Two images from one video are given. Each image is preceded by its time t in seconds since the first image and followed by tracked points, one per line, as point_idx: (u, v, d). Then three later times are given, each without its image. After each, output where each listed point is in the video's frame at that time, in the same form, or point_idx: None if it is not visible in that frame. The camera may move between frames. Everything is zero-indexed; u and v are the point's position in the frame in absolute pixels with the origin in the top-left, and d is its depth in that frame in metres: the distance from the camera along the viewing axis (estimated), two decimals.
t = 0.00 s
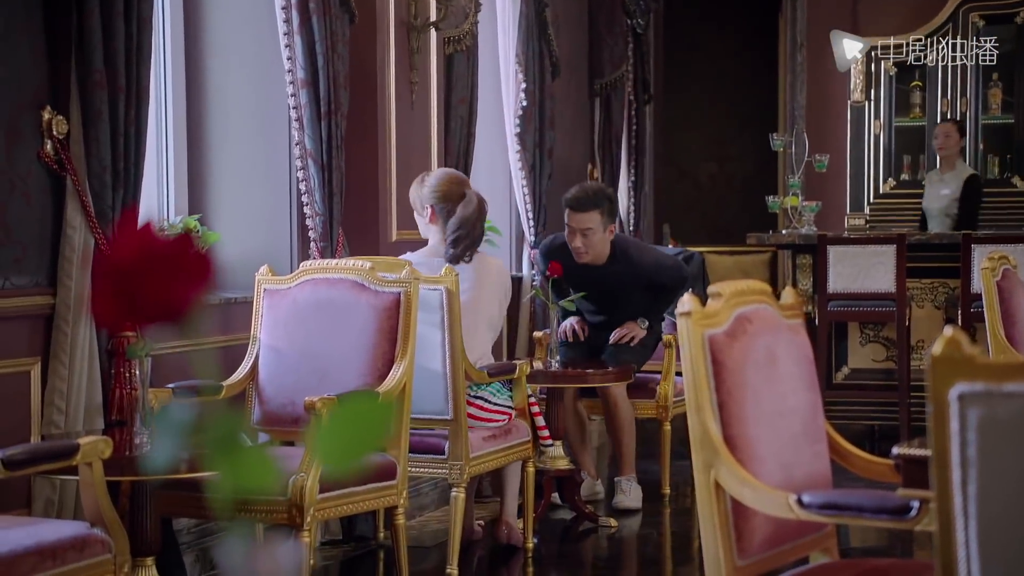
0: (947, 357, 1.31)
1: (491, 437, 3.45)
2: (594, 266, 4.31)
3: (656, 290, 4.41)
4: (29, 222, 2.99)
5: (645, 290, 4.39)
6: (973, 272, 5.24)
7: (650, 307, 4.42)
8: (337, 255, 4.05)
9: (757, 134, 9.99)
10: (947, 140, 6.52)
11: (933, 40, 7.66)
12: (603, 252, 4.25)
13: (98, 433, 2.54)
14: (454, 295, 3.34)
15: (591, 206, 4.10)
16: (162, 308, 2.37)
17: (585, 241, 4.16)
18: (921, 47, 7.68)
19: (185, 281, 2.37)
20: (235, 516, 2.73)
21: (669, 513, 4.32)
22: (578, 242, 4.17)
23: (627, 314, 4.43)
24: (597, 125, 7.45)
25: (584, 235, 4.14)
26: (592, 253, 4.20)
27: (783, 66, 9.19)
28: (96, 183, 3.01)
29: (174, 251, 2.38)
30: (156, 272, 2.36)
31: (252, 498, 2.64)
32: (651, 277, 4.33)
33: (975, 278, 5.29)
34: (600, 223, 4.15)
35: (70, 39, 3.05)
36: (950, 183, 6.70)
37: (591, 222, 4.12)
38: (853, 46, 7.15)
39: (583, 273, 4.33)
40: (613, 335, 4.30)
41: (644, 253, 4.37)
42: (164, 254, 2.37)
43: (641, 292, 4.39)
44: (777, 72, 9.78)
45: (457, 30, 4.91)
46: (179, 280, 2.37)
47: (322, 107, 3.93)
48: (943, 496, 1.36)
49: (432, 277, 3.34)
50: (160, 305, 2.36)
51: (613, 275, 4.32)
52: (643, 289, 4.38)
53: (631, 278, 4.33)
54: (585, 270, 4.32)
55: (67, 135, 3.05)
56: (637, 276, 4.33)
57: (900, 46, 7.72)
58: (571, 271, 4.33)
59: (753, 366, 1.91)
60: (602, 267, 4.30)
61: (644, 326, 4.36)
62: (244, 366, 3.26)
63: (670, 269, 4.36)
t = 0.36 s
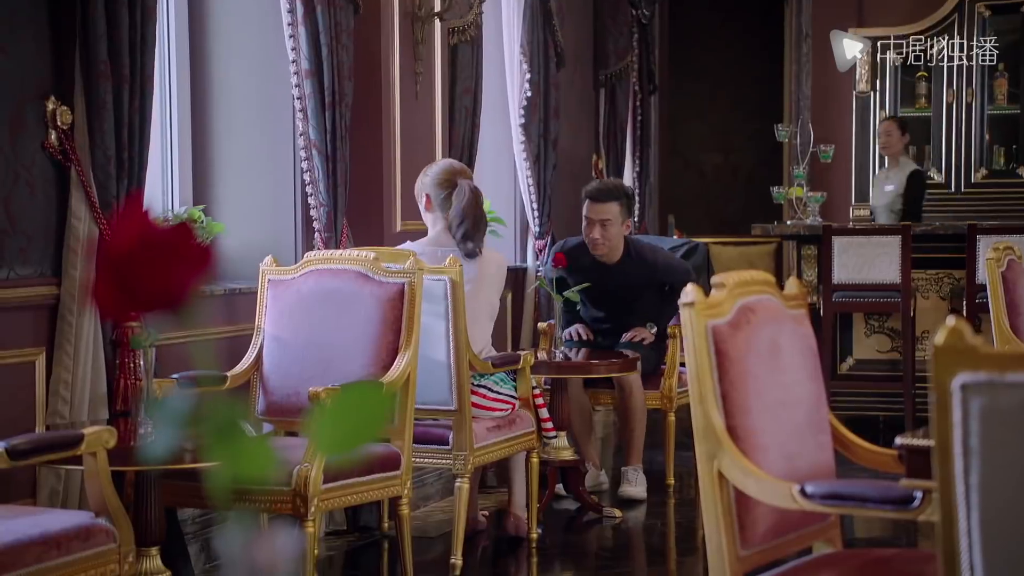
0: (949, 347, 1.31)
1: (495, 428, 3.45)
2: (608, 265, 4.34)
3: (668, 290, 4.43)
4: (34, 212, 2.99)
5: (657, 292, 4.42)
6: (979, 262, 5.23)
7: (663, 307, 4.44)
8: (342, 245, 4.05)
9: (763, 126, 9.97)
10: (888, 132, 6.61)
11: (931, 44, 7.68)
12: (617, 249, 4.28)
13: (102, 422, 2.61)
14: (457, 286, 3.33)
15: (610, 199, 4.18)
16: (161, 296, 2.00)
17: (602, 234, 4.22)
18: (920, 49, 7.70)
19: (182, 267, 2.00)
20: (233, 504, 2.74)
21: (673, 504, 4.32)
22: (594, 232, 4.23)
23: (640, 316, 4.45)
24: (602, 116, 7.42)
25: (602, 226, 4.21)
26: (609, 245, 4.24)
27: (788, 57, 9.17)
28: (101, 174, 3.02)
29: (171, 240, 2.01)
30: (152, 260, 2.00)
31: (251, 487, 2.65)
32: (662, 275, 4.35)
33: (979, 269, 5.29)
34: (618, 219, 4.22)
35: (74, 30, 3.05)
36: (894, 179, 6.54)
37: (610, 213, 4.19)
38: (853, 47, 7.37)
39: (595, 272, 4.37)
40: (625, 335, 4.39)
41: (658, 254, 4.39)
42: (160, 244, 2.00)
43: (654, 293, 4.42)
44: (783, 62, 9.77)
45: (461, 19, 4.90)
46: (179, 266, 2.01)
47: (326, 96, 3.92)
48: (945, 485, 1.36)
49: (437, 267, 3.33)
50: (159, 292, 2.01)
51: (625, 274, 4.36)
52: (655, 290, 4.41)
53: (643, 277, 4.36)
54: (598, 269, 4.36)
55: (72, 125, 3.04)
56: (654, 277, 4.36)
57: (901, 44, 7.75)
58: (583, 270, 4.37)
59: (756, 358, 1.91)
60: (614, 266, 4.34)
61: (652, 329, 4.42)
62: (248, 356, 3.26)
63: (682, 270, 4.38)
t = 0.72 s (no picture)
0: (950, 340, 1.31)
1: (497, 421, 3.45)
2: (622, 234, 4.42)
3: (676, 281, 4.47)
4: (37, 204, 3.00)
5: (665, 279, 4.46)
6: (982, 255, 5.23)
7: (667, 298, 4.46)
8: (344, 238, 4.05)
9: (765, 119, 9.97)
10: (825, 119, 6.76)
11: (931, 41, 7.73)
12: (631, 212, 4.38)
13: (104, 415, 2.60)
14: (459, 279, 3.33)
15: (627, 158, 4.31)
16: (155, 286, 1.89)
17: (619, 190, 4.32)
18: (920, 47, 7.74)
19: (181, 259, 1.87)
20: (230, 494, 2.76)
21: (675, 497, 4.32)
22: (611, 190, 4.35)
23: (652, 300, 4.46)
24: (605, 110, 7.41)
25: (619, 180, 4.31)
26: (623, 203, 4.35)
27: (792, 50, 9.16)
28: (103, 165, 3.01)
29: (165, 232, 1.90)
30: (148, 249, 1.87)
31: (249, 479, 2.66)
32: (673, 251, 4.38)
33: (982, 262, 5.28)
34: (635, 177, 4.33)
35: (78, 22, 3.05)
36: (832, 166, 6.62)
37: (627, 169, 4.29)
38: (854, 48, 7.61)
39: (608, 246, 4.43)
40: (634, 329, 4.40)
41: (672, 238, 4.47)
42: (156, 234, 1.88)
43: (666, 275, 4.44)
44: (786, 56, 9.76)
45: (464, 12, 4.91)
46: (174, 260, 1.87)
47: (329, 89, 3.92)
48: (945, 477, 1.36)
49: (439, 261, 3.33)
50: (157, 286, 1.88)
51: (637, 248, 4.41)
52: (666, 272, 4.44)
53: (654, 253, 4.41)
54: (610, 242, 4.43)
55: (74, 118, 3.04)
56: (665, 256, 4.42)
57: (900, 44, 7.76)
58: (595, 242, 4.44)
59: (757, 350, 1.91)
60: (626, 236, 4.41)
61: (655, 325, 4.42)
62: (249, 350, 3.26)
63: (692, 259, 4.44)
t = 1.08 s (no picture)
0: (951, 335, 1.31)
1: (499, 416, 3.45)
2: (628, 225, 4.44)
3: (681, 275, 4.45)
4: (38, 201, 2.99)
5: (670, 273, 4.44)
6: (985, 250, 5.22)
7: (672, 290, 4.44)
8: (347, 234, 4.05)
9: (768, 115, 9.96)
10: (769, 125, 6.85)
11: (932, 40, 7.69)
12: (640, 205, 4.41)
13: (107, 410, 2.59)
14: (461, 276, 3.33)
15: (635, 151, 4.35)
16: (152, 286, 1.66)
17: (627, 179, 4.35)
18: (920, 47, 7.69)
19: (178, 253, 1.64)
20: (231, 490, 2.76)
21: (677, 493, 4.32)
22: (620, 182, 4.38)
23: (656, 295, 4.45)
24: (608, 106, 7.41)
25: (628, 172, 4.34)
26: (632, 193, 4.37)
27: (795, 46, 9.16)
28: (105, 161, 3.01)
29: (162, 225, 1.65)
30: (144, 248, 1.63)
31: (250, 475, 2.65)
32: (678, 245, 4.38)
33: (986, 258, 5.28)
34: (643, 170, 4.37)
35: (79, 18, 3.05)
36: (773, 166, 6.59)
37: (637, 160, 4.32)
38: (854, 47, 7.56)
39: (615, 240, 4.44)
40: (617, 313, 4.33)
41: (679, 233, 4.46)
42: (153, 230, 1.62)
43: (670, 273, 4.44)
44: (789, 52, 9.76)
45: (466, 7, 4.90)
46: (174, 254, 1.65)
47: (331, 84, 3.92)
48: (946, 472, 1.36)
49: (441, 257, 3.34)
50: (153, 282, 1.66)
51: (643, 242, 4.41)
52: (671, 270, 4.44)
53: (658, 244, 4.41)
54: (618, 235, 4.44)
55: (76, 114, 3.05)
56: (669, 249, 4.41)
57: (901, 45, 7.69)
58: (602, 235, 4.46)
59: (759, 345, 1.91)
60: (632, 229, 4.42)
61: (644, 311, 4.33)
62: (251, 346, 3.26)
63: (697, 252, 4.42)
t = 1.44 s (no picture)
0: (956, 330, 1.31)
1: (503, 412, 3.45)
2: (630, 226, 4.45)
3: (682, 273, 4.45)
4: (43, 197, 3.00)
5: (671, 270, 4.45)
6: (990, 245, 5.21)
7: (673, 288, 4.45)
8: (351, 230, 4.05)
9: (772, 110, 9.95)
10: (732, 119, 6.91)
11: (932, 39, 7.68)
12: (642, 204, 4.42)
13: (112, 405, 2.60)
14: (465, 271, 3.33)
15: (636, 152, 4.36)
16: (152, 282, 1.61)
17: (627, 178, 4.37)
18: (920, 47, 7.70)
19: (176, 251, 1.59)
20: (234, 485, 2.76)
21: (681, 487, 4.32)
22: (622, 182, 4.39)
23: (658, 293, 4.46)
24: (612, 101, 7.40)
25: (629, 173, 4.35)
26: (633, 194, 4.38)
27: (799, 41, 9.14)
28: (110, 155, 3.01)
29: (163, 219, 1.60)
30: (145, 243, 1.59)
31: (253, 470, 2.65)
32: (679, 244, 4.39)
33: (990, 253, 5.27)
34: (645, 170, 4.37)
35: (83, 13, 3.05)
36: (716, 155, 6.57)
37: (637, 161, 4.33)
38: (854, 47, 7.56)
39: (618, 241, 4.46)
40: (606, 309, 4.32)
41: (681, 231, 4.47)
42: (154, 223, 1.59)
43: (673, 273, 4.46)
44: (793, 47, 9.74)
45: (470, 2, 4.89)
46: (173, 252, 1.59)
47: (335, 80, 3.92)
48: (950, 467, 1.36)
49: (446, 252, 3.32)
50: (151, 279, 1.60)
51: (647, 243, 4.43)
52: (673, 271, 4.45)
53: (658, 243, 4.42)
54: (621, 237, 4.45)
55: (80, 109, 3.05)
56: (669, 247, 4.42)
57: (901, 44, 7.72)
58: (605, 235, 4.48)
59: (763, 340, 1.91)
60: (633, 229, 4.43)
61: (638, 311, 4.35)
62: (256, 341, 3.26)
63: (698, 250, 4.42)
